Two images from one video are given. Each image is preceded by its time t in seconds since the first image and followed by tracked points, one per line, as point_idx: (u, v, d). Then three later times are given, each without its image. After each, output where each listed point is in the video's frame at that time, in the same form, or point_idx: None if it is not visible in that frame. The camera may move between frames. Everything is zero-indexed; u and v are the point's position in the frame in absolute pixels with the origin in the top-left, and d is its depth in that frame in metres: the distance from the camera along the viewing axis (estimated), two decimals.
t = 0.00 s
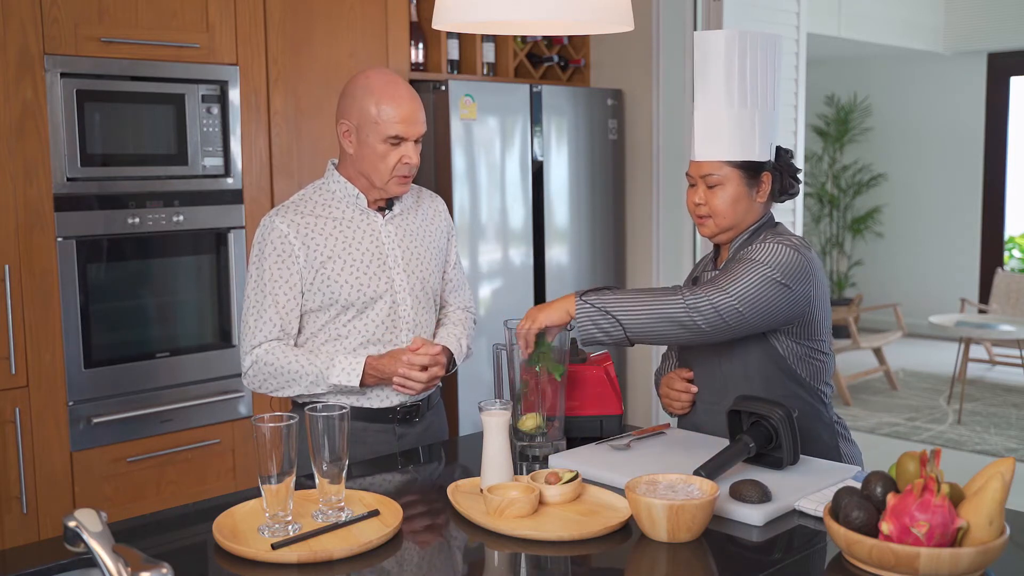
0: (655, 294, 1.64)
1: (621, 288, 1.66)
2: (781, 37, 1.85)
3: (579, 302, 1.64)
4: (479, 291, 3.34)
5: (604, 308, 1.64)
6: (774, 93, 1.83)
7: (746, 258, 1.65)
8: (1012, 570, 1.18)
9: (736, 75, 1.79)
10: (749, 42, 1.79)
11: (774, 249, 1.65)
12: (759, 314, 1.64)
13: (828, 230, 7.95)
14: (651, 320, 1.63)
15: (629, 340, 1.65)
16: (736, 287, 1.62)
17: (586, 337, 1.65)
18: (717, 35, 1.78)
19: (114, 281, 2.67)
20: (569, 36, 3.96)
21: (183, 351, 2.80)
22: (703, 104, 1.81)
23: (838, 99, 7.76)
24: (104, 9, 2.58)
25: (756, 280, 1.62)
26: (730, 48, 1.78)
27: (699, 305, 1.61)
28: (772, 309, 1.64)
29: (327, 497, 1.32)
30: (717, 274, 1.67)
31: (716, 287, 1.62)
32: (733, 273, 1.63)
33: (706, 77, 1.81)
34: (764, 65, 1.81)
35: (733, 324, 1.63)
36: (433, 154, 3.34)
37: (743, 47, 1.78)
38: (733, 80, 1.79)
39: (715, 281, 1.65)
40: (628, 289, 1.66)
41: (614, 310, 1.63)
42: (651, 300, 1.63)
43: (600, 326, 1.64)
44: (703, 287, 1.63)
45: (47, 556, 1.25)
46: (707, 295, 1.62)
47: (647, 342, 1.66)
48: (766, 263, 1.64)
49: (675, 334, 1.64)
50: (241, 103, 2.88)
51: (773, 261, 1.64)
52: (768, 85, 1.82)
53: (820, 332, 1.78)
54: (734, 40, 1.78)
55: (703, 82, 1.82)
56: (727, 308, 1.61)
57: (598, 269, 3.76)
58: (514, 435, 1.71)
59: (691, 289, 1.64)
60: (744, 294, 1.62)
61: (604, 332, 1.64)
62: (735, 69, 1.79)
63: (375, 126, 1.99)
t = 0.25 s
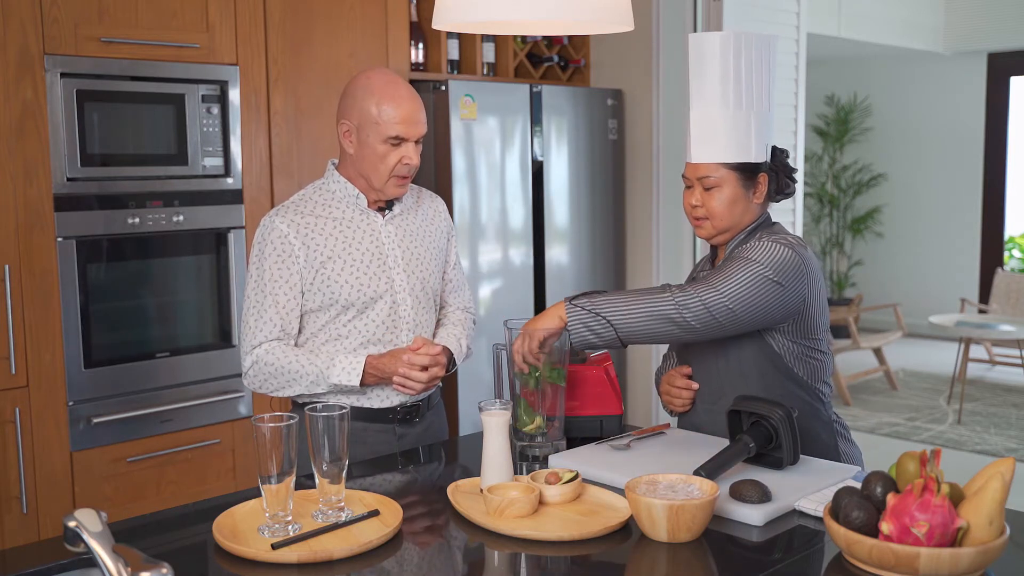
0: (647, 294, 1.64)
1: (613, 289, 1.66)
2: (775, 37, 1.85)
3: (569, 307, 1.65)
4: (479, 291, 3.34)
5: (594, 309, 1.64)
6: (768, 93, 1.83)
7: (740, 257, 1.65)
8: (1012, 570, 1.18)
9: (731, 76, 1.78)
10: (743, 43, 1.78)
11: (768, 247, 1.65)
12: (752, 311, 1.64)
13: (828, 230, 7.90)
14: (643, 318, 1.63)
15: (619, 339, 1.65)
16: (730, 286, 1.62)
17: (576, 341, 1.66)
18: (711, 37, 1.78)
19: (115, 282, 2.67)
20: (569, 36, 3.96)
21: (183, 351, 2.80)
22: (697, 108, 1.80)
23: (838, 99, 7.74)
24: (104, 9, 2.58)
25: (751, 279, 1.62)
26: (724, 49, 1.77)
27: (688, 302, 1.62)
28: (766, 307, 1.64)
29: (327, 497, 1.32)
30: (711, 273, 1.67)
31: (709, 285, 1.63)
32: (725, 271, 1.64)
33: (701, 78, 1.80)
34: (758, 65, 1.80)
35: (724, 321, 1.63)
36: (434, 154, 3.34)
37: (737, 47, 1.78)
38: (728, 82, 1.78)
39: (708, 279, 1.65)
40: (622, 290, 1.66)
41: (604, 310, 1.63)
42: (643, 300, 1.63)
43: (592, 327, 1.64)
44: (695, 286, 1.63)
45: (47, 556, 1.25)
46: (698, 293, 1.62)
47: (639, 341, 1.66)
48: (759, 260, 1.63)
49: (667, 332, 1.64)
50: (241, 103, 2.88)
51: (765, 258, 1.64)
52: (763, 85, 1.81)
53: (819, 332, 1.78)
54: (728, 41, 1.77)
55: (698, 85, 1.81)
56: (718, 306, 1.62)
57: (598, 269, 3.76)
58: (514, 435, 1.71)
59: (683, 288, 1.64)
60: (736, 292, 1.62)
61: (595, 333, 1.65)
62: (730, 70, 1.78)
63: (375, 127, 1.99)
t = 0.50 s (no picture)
0: (645, 285, 1.63)
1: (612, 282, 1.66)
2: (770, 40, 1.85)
3: (567, 300, 1.65)
4: (479, 291, 3.34)
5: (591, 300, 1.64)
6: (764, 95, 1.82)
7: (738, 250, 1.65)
8: (1012, 570, 1.18)
9: (726, 79, 1.79)
10: (738, 45, 1.78)
11: (766, 240, 1.65)
12: (750, 302, 1.63)
13: (828, 229, 7.86)
14: (641, 309, 1.62)
15: (619, 330, 1.64)
16: (729, 276, 1.61)
17: (575, 334, 1.65)
18: (705, 39, 1.78)
19: (115, 282, 2.67)
20: (569, 36, 3.96)
21: (183, 351, 2.80)
22: (693, 109, 1.81)
23: (838, 99, 7.72)
24: (105, 9, 2.58)
25: (749, 269, 1.62)
26: (719, 52, 1.78)
27: (687, 293, 1.61)
28: (763, 299, 1.64)
29: (327, 497, 1.32)
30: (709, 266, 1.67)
31: (707, 276, 1.62)
32: (724, 263, 1.63)
33: (696, 81, 1.81)
34: (753, 67, 1.80)
35: (723, 310, 1.62)
36: (434, 154, 3.34)
37: (731, 49, 1.78)
38: (723, 83, 1.79)
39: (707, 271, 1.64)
40: (620, 283, 1.65)
41: (602, 302, 1.63)
42: (642, 292, 1.62)
43: (591, 319, 1.63)
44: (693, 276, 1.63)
45: (47, 556, 1.25)
46: (697, 283, 1.61)
47: (638, 333, 1.65)
48: (754, 252, 1.63)
49: (665, 322, 1.63)
50: (241, 103, 2.88)
51: (759, 250, 1.63)
52: (758, 87, 1.82)
53: (817, 330, 1.78)
54: (723, 42, 1.78)
55: (693, 87, 1.82)
56: (716, 296, 1.61)
57: (598, 269, 3.76)
58: (514, 435, 1.71)
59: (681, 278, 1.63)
60: (734, 282, 1.61)
61: (593, 325, 1.64)
62: (724, 72, 1.79)
63: (374, 127, 1.99)
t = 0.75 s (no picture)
0: (643, 277, 1.63)
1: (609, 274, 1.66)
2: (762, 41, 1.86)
3: (566, 291, 1.65)
4: (479, 291, 3.34)
5: (589, 290, 1.64)
6: (756, 96, 1.83)
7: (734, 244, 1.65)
8: (1013, 570, 1.18)
9: (718, 79, 1.79)
10: (730, 46, 1.79)
11: (762, 234, 1.65)
12: (749, 296, 1.63)
13: (829, 231, 7.88)
14: (638, 300, 1.62)
15: (616, 321, 1.64)
16: (727, 270, 1.61)
17: (573, 323, 1.64)
18: (697, 41, 1.78)
19: (114, 282, 2.67)
20: (569, 36, 3.96)
21: (183, 351, 2.80)
22: (686, 110, 1.80)
23: (838, 99, 7.72)
24: (104, 9, 2.58)
25: (746, 261, 1.62)
26: (711, 53, 1.78)
27: (686, 285, 1.61)
28: (761, 294, 1.64)
29: (327, 497, 1.32)
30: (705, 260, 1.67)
31: (704, 268, 1.62)
32: (723, 257, 1.63)
33: (688, 82, 1.81)
34: (744, 68, 1.81)
35: (718, 301, 1.62)
36: (434, 154, 3.34)
37: (724, 50, 1.78)
38: (715, 84, 1.79)
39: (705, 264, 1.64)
40: (618, 275, 1.65)
41: (600, 293, 1.63)
42: (640, 284, 1.62)
43: (589, 310, 1.64)
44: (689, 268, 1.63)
45: (47, 556, 1.25)
46: (696, 276, 1.61)
47: (634, 323, 1.65)
48: (747, 244, 1.64)
49: (662, 312, 1.62)
50: (241, 103, 2.88)
51: (753, 243, 1.63)
52: (750, 88, 1.82)
53: (815, 328, 1.78)
54: (715, 44, 1.78)
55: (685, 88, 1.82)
56: (716, 289, 1.61)
57: (598, 269, 3.76)
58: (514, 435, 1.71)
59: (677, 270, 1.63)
60: (733, 275, 1.61)
61: (590, 315, 1.64)
62: (717, 73, 1.79)
63: (370, 123, 1.99)
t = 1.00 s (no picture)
0: (636, 275, 1.64)
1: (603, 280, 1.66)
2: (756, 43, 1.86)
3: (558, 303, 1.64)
4: (479, 291, 3.34)
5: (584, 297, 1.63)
6: (750, 98, 1.83)
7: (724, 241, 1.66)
8: (1013, 570, 1.18)
9: (712, 80, 1.79)
10: (723, 48, 1.79)
11: (755, 231, 1.66)
12: (743, 291, 1.63)
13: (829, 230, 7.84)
14: (633, 298, 1.61)
15: (612, 325, 1.61)
16: (720, 264, 1.62)
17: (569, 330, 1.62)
18: (690, 43, 1.79)
19: (115, 281, 2.67)
20: (569, 36, 3.96)
21: (183, 351, 2.80)
22: (680, 111, 1.80)
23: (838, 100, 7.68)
24: (105, 9, 2.58)
25: (736, 255, 1.63)
26: (704, 54, 1.78)
27: (680, 280, 1.61)
28: (755, 290, 1.64)
29: (327, 497, 1.32)
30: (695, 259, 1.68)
31: (695, 264, 1.63)
32: (717, 253, 1.63)
33: (682, 84, 1.81)
34: (738, 69, 1.81)
35: (714, 295, 1.62)
36: (434, 154, 3.34)
37: (717, 52, 1.79)
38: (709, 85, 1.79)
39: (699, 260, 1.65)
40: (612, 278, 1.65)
41: (594, 296, 1.62)
42: (633, 282, 1.62)
43: (583, 317, 1.61)
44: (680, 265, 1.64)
45: (47, 556, 1.25)
46: (690, 271, 1.61)
47: (631, 327, 1.63)
48: (733, 242, 1.66)
49: (656, 309, 1.61)
50: (241, 103, 2.88)
51: (740, 239, 1.66)
52: (744, 89, 1.82)
53: (811, 326, 1.78)
54: (708, 46, 1.78)
55: (678, 90, 1.82)
56: (710, 283, 1.61)
57: (598, 269, 3.76)
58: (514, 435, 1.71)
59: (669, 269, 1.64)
60: (727, 270, 1.62)
61: (585, 321, 1.61)
62: (711, 74, 1.79)
63: (356, 108, 2.02)
